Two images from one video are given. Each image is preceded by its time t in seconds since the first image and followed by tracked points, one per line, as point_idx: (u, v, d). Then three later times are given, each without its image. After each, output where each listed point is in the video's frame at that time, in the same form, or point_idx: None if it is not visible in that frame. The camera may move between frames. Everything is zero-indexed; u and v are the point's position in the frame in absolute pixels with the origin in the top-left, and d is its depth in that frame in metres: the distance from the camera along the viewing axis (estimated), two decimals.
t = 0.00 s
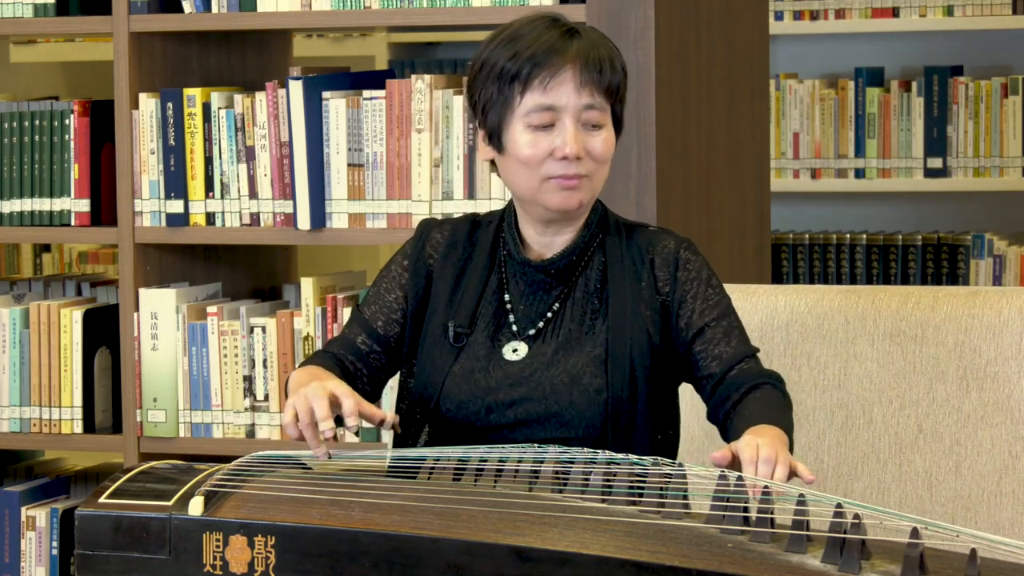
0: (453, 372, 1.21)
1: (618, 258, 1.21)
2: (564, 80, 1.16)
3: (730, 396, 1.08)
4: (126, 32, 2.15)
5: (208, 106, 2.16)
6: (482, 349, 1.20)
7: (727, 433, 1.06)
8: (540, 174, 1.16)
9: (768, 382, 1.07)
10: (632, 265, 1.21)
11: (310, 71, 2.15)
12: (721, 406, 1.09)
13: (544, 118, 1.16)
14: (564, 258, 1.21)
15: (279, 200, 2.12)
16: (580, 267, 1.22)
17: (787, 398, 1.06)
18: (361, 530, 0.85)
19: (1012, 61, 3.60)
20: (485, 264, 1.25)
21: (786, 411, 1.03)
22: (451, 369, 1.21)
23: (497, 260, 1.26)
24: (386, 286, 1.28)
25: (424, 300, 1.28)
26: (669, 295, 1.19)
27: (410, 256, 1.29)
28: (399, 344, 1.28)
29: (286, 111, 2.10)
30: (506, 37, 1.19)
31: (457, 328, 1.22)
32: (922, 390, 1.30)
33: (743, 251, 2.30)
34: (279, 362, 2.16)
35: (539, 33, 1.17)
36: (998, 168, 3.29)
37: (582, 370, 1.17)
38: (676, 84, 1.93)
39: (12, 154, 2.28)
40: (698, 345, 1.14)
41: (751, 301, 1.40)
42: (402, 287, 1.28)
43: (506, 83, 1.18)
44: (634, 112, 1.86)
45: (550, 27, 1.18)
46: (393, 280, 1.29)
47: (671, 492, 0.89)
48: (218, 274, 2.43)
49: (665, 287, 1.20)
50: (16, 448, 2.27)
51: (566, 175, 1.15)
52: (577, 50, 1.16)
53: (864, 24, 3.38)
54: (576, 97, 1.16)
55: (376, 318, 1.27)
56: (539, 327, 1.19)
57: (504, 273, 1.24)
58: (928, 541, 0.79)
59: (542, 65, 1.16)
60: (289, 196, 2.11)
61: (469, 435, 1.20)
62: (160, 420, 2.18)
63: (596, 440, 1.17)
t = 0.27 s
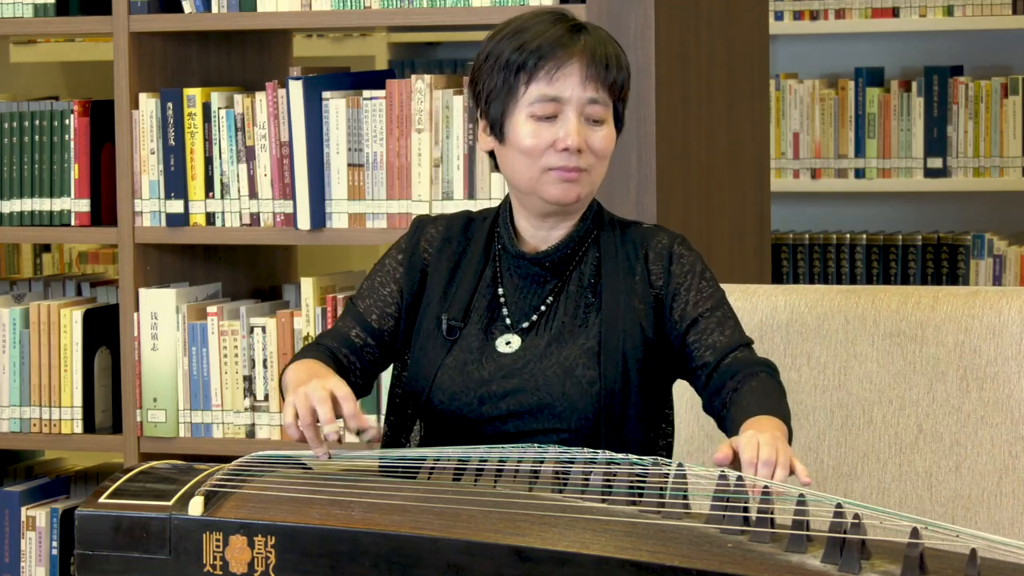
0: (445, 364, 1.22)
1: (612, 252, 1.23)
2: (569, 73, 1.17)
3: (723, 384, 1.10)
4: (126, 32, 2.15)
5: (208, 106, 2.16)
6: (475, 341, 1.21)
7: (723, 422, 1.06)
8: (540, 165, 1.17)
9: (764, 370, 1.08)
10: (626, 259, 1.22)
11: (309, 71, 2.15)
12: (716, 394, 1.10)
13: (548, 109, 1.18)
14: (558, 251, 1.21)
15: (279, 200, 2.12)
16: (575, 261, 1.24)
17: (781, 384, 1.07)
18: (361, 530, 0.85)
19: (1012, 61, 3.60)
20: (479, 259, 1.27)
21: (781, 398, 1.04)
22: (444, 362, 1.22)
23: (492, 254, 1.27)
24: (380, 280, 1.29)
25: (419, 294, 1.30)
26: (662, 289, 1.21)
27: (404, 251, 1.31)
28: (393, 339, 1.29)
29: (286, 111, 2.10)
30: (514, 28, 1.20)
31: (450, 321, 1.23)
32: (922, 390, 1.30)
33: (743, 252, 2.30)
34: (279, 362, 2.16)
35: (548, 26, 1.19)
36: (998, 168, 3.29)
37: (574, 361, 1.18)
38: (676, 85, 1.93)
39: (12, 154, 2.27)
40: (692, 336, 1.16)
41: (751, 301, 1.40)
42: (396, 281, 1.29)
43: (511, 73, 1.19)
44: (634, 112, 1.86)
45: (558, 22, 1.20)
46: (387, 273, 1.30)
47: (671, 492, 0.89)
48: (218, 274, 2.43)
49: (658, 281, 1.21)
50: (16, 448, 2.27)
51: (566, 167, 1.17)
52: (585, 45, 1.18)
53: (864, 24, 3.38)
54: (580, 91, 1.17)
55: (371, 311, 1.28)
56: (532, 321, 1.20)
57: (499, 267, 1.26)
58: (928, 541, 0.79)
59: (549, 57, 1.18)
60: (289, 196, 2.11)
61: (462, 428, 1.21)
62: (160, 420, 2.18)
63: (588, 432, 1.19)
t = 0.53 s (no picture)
0: (443, 361, 1.23)
1: (609, 250, 1.23)
2: (567, 75, 1.17)
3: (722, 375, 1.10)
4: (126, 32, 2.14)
5: (208, 106, 2.16)
6: (473, 338, 1.22)
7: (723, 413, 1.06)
8: (537, 166, 1.18)
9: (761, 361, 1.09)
10: (623, 256, 1.23)
11: (309, 71, 2.15)
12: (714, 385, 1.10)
13: (545, 111, 1.18)
14: (556, 249, 1.23)
15: (279, 200, 2.12)
16: (572, 259, 1.24)
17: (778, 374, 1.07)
18: (361, 530, 0.85)
19: (1012, 61, 3.60)
20: (477, 257, 1.27)
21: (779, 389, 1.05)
22: (441, 358, 1.23)
23: (490, 251, 1.28)
24: (380, 279, 1.29)
25: (418, 292, 1.29)
26: (659, 283, 1.21)
27: (403, 249, 1.31)
28: (393, 337, 1.29)
29: (286, 111, 2.10)
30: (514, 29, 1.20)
31: (448, 318, 1.24)
32: (922, 390, 1.30)
33: (743, 251, 2.29)
34: (280, 362, 2.16)
35: (548, 27, 1.19)
36: (998, 168, 3.29)
37: (571, 357, 1.19)
38: (676, 84, 1.93)
39: (12, 154, 2.28)
40: (689, 329, 1.16)
41: (750, 301, 1.39)
42: (396, 279, 1.29)
43: (510, 74, 1.19)
44: (634, 112, 1.86)
45: (558, 23, 1.20)
46: (387, 272, 1.30)
47: (671, 492, 0.89)
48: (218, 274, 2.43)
49: (655, 276, 1.22)
50: (16, 448, 2.27)
51: (563, 169, 1.17)
52: (583, 46, 1.18)
53: (864, 24, 3.38)
54: (578, 93, 1.17)
55: (371, 310, 1.28)
56: (529, 318, 1.21)
57: (497, 265, 1.26)
58: (928, 541, 0.79)
59: (547, 59, 1.18)
60: (289, 196, 2.11)
61: (459, 424, 1.22)
62: (160, 420, 2.18)
63: (586, 429, 1.19)
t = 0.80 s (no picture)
0: (442, 360, 1.23)
1: (607, 249, 1.24)
2: (557, 82, 1.17)
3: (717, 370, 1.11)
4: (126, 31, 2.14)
5: (208, 106, 2.16)
6: (472, 338, 1.23)
7: (716, 409, 1.07)
8: (528, 174, 1.18)
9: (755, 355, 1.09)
10: (621, 255, 1.24)
11: (309, 71, 2.15)
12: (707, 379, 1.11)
13: (535, 118, 1.18)
14: (555, 249, 1.23)
15: (279, 200, 2.12)
16: (570, 259, 1.25)
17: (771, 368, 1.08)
18: (361, 530, 0.85)
19: (1013, 61, 3.60)
20: (475, 256, 1.27)
21: (772, 384, 1.05)
22: (440, 358, 1.23)
23: (488, 251, 1.28)
24: (375, 277, 1.30)
25: (415, 291, 1.29)
26: (655, 280, 1.22)
27: (400, 248, 1.31)
28: (386, 335, 1.30)
29: (286, 111, 2.10)
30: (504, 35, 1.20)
31: (447, 318, 1.24)
32: (922, 390, 1.30)
33: (744, 251, 2.30)
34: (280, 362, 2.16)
35: (540, 33, 1.19)
36: (998, 168, 3.29)
37: (570, 356, 1.20)
38: (676, 84, 1.93)
39: (12, 154, 2.27)
40: (684, 324, 1.16)
41: (750, 301, 1.39)
42: (391, 278, 1.29)
43: (501, 80, 1.19)
44: (634, 112, 1.86)
45: (548, 28, 1.19)
46: (383, 270, 1.30)
47: (671, 492, 0.89)
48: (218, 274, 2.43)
49: (652, 273, 1.22)
50: (16, 448, 2.27)
51: (554, 176, 1.17)
52: (573, 52, 1.18)
53: (864, 24, 3.38)
54: (568, 100, 1.17)
55: (365, 308, 1.28)
56: (528, 318, 1.22)
57: (495, 265, 1.27)
58: (928, 541, 0.79)
59: (537, 66, 1.17)
60: (290, 196, 2.11)
61: (458, 424, 1.22)
62: (160, 420, 2.18)
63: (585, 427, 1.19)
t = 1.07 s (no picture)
0: (436, 359, 1.23)
1: (602, 248, 1.24)
2: (538, 89, 1.18)
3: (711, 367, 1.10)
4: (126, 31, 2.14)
5: (208, 106, 2.16)
6: (467, 336, 1.23)
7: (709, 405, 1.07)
8: (512, 181, 1.19)
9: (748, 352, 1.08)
10: (615, 253, 1.24)
11: (310, 71, 2.15)
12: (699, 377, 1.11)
13: (517, 126, 1.19)
14: (549, 248, 1.23)
15: (279, 200, 2.12)
16: (565, 258, 1.25)
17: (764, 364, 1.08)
18: (361, 530, 0.85)
19: (1013, 61, 3.60)
20: (470, 256, 1.28)
21: (766, 380, 1.05)
22: (435, 357, 1.23)
23: (483, 251, 1.28)
24: (367, 275, 1.30)
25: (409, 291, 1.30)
26: (649, 279, 1.22)
27: (393, 247, 1.31)
28: (374, 334, 1.30)
29: (286, 111, 2.10)
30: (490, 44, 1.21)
31: (442, 317, 1.25)
32: (922, 390, 1.30)
33: (743, 252, 2.29)
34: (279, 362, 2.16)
35: (520, 41, 1.20)
36: (999, 168, 3.29)
37: (564, 353, 1.20)
38: (676, 85, 1.93)
39: (12, 154, 2.27)
40: (678, 323, 1.16)
41: (750, 301, 1.39)
42: (383, 276, 1.30)
43: (486, 89, 1.21)
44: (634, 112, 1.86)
45: (533, 35, 1.20)
46: (375, 268, 1.30)
47: (671, 492, 0.89)
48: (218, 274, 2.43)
49: (646, 272, 1.23)
50: (16, 448, 2.27)
51: (536, 182, 1.18)
52: (554, 59, 1.18)
53: (864, 24, 3.38)
54: (549, 107, 1.18)
55: (354, 305, 1.28)
56: (522, 317, 1.22)
57: (490, 264, 1.27)
58: (928, 541, 0.79)
59: (518, 73, 1.18)
60: (289, 196, 2.11)
61: (453, 424, 1.22)
62: (160, 420, 2.18)
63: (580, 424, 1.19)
